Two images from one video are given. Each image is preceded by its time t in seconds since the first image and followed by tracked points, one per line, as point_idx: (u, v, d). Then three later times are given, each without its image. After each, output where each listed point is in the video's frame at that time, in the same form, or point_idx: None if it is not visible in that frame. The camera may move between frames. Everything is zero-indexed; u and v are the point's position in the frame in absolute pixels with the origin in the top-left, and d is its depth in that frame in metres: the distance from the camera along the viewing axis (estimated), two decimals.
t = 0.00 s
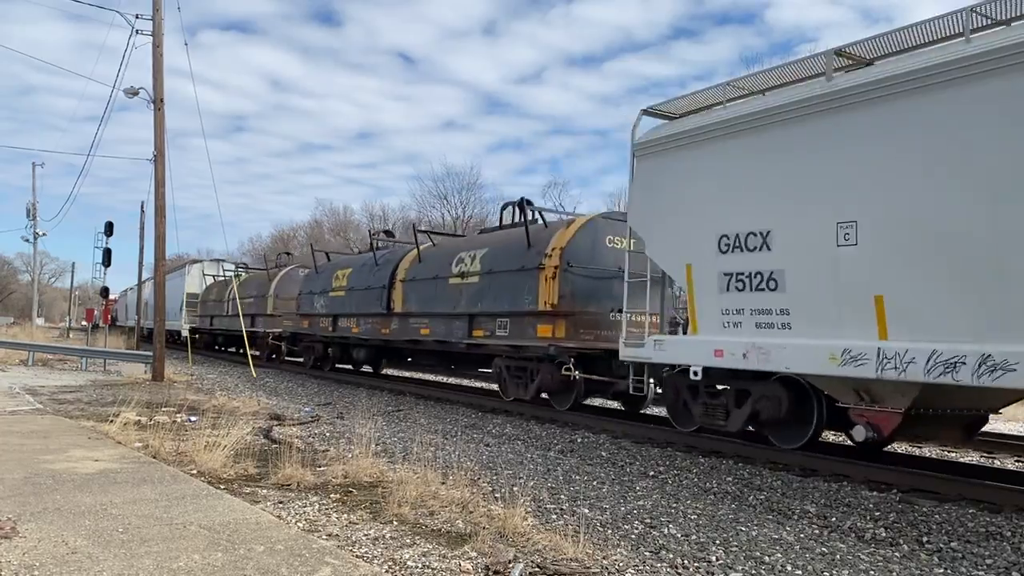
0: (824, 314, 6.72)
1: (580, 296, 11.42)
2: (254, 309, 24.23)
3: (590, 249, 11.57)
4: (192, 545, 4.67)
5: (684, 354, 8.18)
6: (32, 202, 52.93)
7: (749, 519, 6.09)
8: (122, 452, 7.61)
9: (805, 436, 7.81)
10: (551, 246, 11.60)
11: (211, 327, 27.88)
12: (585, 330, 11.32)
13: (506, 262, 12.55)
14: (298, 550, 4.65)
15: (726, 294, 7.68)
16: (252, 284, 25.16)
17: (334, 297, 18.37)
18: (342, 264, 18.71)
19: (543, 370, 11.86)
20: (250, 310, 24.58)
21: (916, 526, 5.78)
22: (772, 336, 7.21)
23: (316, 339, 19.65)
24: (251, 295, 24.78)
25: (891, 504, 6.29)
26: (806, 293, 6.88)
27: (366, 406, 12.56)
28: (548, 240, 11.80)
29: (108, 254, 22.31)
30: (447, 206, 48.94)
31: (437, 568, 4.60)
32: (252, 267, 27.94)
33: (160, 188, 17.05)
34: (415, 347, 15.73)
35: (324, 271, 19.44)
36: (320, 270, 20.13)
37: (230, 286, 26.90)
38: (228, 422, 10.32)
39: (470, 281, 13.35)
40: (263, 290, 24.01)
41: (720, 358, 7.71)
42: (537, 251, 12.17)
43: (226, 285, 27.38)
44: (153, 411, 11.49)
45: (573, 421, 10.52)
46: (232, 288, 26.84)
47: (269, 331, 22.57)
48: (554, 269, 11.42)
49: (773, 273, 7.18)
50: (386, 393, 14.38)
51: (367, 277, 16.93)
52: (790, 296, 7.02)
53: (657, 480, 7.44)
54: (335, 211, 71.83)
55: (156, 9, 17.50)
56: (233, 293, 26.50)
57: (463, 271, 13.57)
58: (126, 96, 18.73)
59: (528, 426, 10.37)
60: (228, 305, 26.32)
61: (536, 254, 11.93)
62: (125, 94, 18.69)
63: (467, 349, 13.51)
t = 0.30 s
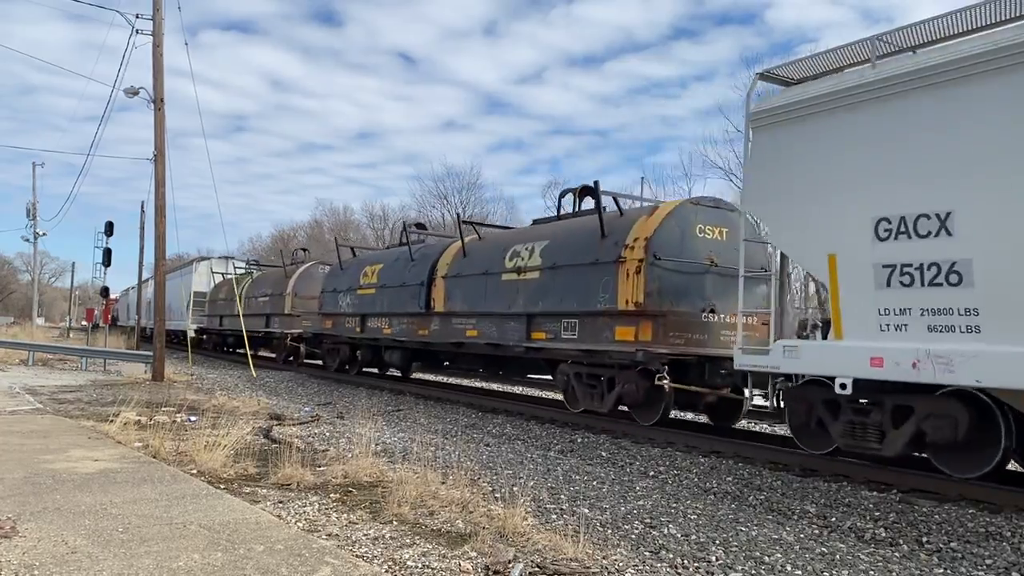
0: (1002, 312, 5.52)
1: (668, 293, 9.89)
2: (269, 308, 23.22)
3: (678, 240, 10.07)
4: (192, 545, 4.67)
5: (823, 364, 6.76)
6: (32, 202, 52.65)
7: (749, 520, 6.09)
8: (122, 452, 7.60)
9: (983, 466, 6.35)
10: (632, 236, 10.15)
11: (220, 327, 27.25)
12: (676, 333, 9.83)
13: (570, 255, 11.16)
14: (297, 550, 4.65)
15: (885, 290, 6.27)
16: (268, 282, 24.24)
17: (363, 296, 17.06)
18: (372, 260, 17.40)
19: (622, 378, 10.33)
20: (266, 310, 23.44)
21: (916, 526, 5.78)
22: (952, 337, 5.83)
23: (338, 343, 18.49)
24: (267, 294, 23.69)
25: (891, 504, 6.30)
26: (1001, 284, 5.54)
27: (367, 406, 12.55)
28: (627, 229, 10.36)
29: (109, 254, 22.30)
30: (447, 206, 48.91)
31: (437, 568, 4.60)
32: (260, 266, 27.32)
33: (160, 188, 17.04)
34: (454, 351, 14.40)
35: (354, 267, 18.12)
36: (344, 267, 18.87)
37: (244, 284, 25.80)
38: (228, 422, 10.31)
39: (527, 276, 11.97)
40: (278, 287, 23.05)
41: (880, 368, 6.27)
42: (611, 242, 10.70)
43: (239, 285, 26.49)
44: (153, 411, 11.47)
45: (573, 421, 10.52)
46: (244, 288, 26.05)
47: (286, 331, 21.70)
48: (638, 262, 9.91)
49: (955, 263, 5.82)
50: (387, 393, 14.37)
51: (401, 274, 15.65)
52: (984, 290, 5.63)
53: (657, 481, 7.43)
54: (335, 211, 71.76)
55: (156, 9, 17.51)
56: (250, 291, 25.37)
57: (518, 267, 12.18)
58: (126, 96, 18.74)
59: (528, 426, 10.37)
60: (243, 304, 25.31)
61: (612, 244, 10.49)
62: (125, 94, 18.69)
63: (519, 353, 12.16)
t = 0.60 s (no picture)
0: None
1: (790, 290, 8.39)
2: (288, 308, 22.00)
3: (800, 229, 8.59)
4: (191, 545, 4.67)
5: None
6: (32, 202, 52.54)
7: (749, 520, 6.09)
8: (122, 452, 7.60)
9: None
10: (743, 225, 8.73)
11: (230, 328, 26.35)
12: (801, 337, 8.33)
13: (657, 247, 9.85)
14: (297, 549, 4.65)
15: None
16: (285, 280, 22.90)
17: (400, 295, 15.81)
18: (408, 256, 16.08)
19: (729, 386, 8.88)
20: (285, 310, 22.14)
21: (916, 527, 5.77)
22: None
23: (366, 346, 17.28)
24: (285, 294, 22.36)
25: (891, 504, 6.29)
26: None
27: (366, 406, 12.55)
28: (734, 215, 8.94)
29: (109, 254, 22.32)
30: (447, 206, 48.91)
31: (436, 568, 4.59)
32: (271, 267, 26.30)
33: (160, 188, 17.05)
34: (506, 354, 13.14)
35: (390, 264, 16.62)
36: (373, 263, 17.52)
37: (260, 285, 24.46)
38: (229, 422, 10.30)
39: (602, 270, 10.69)
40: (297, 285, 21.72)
41: None
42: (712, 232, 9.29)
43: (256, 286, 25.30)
44: (153, 411, 11.46)
45: (572, 421, 10.51)
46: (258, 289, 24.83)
47: (307, 332, 20.48)
48: (752, 255, 8.47)
49: None
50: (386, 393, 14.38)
51: (445, 271, 14.37)
52: None
53: (657, 481, 7.43)
54: (336, 211, 71.84)
55: (156, 9, 17.51)
56: (267, 290, 24.03)
57: (592, 260, 10.90)
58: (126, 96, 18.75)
59: (527, 426, 10.37)
60: (259, 305, 23.99)
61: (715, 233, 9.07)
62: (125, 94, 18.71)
63: (592, 358, 10.82)
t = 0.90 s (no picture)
0: None
1: (965, 287, 6.54)
2: (306, 306, 20.25)
3: (972, 210, 6.74)
4: (191, 544, 4.67)
5: None
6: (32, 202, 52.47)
7: (749, 520, 6.09)
8: (122, 452, 7.59)
9: None
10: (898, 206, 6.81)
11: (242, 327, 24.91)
12: (978, 344, 6.50)
13: (779, 235, 7.83)
14: (297, 550, 4.65)
15: None
16: (305, 276, 21.03)
17: (443, 292, 13.79)
18: (451, 249, 14.08)
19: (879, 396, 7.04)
20: (305, 308, 20.39)
21: (916, 527, 5.77)
22: None
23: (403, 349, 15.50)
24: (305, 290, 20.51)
25: (891, 504, 6.30)
26: None
27: (366, 405, 12.55)
28: (884, 193, 7.01)
29: (109, 254, 22.33)
30: (447, 206, 48.96)
31: (436, 568, 4.60)
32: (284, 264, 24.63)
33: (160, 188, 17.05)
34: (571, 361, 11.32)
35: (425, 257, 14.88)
36: (409, 256, 15.50)
37: (278, 280, 22.72)
38: (229, 422, 10.30)
39: (703, 262, 8.59)
40: (319, 282, 19.88)
41: None
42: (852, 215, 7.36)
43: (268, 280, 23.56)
44: (153, 411, 11.46)
45: (572, 421, 10.51)
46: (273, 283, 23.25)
47: (332, 333, 18.77)
48: (918, 243, 6.56)
49: None
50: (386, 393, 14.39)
51: (497, 265, 12.36)
52: None
53: (657, 481, 7.42)
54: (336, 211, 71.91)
55: (156, 9, 17.50)
56: (282, 284, 22.28)
57: (688, 251, 8.84)
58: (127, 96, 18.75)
59: (527, 426, 10.37)
60: (277, 302, 22.24)
61: (858, 217, 7.11)
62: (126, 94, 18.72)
63: (688, 366, 8.84)
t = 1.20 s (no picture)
0: None
1: None
2: (330, 305, 18.73)
3: None
4: (191, 544, 4.67)
5: None
6: (33, 201, 52.45)
7: (749, 520, 6.09)
8: (122, 452, 7.60)
9: None
10: None
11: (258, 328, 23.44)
12: None
13: (949, 217, 6.34)
14: (298, 549, 4.65)
15: None
16: (327, 273, 19.50)
17: (494, 289, 12.29)
18: (501, 242, 12.58)
19: None
20: (329, 307, 18.90)
21: (917, 527, 5.76)
22: None
23: (445, 352, 13.98)
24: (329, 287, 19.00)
25: (892, 505, 6.29)
26: None
27: (366, 406, 12.56)
28: None
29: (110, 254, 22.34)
30: (447, 206, 48.98)
31: (437, 568, 4.60)
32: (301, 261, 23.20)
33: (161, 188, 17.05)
34: (655, 369, 9.75)
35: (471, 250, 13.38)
36: (450, 251, 13.99)
37: (297, 278, 21.21)
38: (229, 422, 10.31)
39: (847, 252, 7.05)
40: (346, 278, 18.36)
41: None
42: None
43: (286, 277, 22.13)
44: (153, 411, 11.47)
45: (572, 421, 10.52)
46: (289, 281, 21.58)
47: (361, 335, 17.22)
48: None
49: None
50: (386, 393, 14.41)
51: (562, 260, 10.85)
52: None
53: (658, 481, 7.42)
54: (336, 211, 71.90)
55: (157, 9, 17.51)
56: (301, 281, 20.78)
57: (824, 239, 7.28)
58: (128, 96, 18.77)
59: (527, 427, 10.37)
60: (296, 300, 20.74)
61: None
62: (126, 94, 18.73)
63: (825, 375, 7.35)
